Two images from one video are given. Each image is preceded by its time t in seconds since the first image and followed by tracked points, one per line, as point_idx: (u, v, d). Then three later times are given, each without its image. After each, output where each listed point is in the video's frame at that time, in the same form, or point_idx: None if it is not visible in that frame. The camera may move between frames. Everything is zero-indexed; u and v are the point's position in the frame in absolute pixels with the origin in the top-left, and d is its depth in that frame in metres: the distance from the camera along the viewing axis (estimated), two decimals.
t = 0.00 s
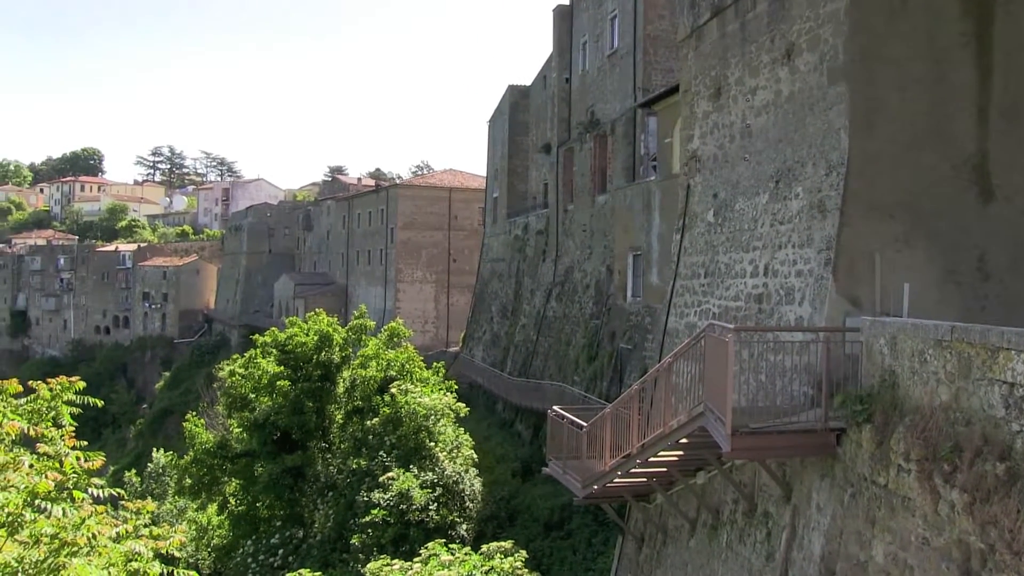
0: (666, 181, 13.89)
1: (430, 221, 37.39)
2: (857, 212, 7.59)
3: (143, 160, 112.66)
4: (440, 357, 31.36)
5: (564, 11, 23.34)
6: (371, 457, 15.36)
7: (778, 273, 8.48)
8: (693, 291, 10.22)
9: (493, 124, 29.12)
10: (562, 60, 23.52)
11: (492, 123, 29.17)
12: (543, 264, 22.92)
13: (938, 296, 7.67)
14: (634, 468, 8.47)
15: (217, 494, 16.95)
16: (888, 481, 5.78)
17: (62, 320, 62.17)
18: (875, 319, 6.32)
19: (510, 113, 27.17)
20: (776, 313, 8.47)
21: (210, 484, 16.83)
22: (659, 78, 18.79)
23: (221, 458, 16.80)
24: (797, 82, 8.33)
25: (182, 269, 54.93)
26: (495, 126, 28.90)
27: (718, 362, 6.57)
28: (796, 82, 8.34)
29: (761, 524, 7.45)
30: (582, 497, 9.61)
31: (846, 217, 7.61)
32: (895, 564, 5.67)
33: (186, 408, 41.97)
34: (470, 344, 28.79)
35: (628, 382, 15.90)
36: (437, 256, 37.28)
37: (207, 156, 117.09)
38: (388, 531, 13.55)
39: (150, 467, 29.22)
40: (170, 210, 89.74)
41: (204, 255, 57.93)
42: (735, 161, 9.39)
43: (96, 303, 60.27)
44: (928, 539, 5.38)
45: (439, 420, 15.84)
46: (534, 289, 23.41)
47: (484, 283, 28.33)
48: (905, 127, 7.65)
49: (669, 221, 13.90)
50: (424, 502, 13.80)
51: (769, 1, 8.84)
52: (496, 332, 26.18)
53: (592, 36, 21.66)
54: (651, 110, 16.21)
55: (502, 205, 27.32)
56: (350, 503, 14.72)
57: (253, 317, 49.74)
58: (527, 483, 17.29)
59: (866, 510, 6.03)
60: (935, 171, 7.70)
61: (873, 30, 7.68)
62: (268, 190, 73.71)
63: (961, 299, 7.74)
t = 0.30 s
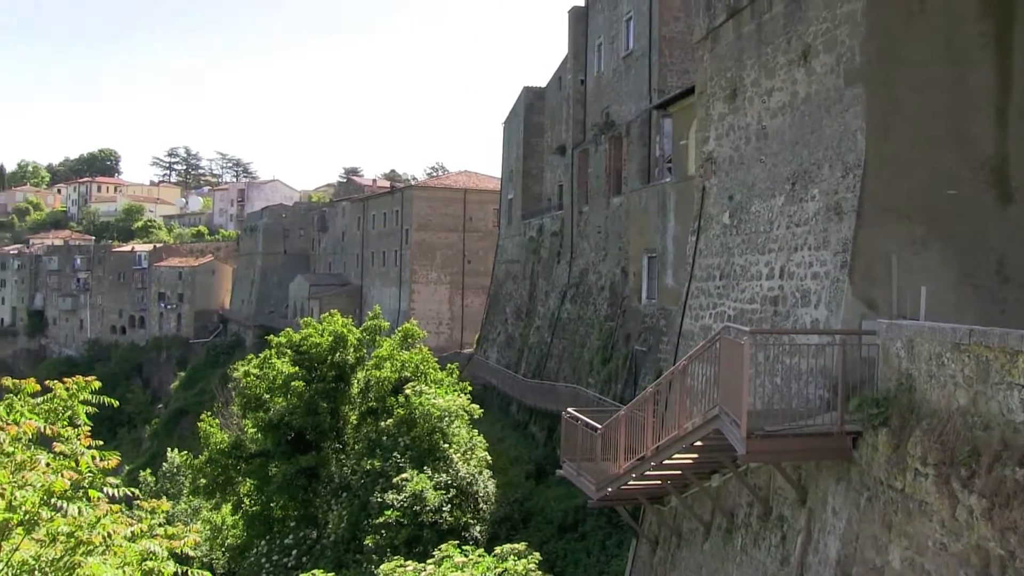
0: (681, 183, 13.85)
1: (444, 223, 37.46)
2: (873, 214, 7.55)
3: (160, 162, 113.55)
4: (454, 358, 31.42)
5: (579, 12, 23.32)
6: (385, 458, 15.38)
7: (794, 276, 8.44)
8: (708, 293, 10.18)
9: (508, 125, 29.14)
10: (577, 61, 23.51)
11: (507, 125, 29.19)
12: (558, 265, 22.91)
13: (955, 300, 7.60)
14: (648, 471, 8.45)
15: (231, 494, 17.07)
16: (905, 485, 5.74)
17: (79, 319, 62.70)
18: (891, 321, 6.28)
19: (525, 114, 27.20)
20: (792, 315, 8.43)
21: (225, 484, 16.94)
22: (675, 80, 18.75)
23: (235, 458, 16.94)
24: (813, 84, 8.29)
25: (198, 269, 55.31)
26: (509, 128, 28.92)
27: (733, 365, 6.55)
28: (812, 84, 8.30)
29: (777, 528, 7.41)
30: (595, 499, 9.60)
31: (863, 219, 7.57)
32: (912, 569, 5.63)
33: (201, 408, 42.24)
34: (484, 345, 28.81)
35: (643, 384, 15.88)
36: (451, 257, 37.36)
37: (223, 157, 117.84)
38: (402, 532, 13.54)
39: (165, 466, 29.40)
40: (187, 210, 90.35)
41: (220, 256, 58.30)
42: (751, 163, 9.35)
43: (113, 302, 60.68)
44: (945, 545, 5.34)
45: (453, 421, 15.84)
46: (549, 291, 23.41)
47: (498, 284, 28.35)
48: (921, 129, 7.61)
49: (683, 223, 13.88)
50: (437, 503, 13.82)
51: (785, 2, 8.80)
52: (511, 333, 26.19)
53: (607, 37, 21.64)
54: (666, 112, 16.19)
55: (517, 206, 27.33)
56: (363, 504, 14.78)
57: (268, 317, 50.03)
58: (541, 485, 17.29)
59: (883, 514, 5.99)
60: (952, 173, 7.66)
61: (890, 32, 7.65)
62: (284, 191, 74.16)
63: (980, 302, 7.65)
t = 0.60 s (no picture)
0: (693, 185, 13.82)
1: (457, 225, 37.50)
2: (886, 216, 7.53)
3: (174, 166, 114.32)
4: (467, 361, 31.45)
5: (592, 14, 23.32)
6: (398, 461, 15.43)
7: (808, 278, 8.41)
8: (722, 296, 10.15)
9: (520, 128, 29.15)
10: (589, 64, 23.51)
11: (519, 127, 29.20)
12: (571, 268, 22.89)
13: (971, 303, 7.56)
14: (661, 474, 8.44)
15: (245, 496, 17.19)
16: (920, 488, 5.71)
17: (94, 323, 63.14)
18: (906, 323, 6.25)
19: (537, 117, 27.23)
20: (805, 318, 8.40)
21: (239, 487, 17.07)
22: (687, 82, 18.73)
23: (250, 461, 17.09)
24: (827, 85, 8.26)
25: (212, 273, 55.64)
26: (522, 131, 28.93)
27: (747, 367, 6.53)
28: (826, 85, 8.27)
29: (791, 531, 7.37)
30: (609, 502, 9.58)
31: (876, 221, 7.54)
32: (928, 573, 5.60)
33: (215, 411, 42.45)
34: (497, 348, 28.82)
35: (656, 386, 15.86)
36: (464, 260, 37.41)
37: (236, 161, 118.54)
38: (416, 535, 13.57)
39: (178, 469, 29.55)
40: (200, 214, 90.88)
41: (234, 259, 58.60)
42: (764, 165, 9.32)
43: (127, 306, 61.06)
44: (962, 548, 5.31)
45: (465, 424, 15.80)
46: (561, 294, 23.39)
47: (511, 287, 28.36)
48: (935, 130, 7.57)
49: (696, 225, 13.85)
50: (450, 506, 13.83)
51: (798, 4, 8.77)
52: (523, 336, 26.20)
53: (620, 40, 21.63)
54: (679, 114, 16.17)
55: (530, 209, 27.33)
56: (376, 507, 14.85)
57: (282, 320, 50.24)
58: (554, 488, 17.28)
59: (898, 517, 5.96)
60: (967, 175, 7.61)
61: (903, 33, 7.62)
62: (297, 194, 74.53)
63: (996, 305, 7.60)
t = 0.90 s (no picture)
0: (705, 185, 13.78)
1: (469, 227, 37.54)
2: (900, 217, 7.51)
3: (186, 167, 114.98)
4: (478, 362, 31.48)
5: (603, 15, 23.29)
6: (410, 463, 15.47)
7: (820, 279, 8.39)
8: (734, 296, 10.13)
9: (531, 129, 29.16)
10: (601, 64, 23.49)
11: (531, 128, 29.21)
12: (583, 269, 22.88)
13: (985, 303, 7.55)
14: (673, 475, 8.42)
15: (258, 497, 17.30)
16: (934, 489, 5.69)
17: (108, 324, 63.54)
18: (920, 323, 6.22)
19: (549, 118, 27.25)
20: (818, 318, 8.37)
21: (252, 488, 17.19)
22: (699, 82, 18.71)
23: (262, 462, 17.23)
24: (839, 85, 8.24)
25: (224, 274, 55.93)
26: (533, 132, 28.94)
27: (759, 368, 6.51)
28: (838, 85, 8.25)
29: (803, 532, 7.35)
30: (621, 503, 9.57)
31: (889, 221, 7.51)
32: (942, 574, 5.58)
33: (228, 412, 42.66)
34: (509, 349, 28.82)
35: (668, 387, 15.85)
36: (476, 261, 37.46)
37: (249, 163, 119.07)
38: (427, 536, 13.56)
39: (190, 470, 29.69)
40: (213, 216, 91.33)
41: (246, 260, 58.87)
42: (777, 165, 9.29)
43: (140, 307, 61.39)
44: (977, 550, 5.29)
45: (477, 425, 15.79)
46: (573, 295, 23.37)
47: (523, 288, 28.36)
48: (950, 130, 7.56)
49: (708, 226, 13.82)
50: (462, 507, 13.83)
51: (811, 3, 8.73)
52: (535, 337, 26.20)
53: (631, 40, 21.61)
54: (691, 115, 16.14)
55: (541, 210, 27.32)
56: (389, 508, 14.89)
57: (294, 321, 50.44)
58: (566, 489, 17.28)
59: (912, 519, 5.93)
60: (981, 175, 7.61)
61: (917, 32, 7.60)
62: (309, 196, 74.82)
63: (1010, 305, 7.60)
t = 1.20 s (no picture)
0: (714, 185, 13.76)
1: (477, 227, 37.56)
2: (910, 216, 7.49)
3: (195, 167, 115.44)
4: (486, 362, 31.51)
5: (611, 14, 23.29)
6: (419, 462, 15.48)
7: (829, 279, 8.37)
8: (742, 296, 10.12)
9: (540, 129, 29.16)
10: (610, 64, 23.49)
11: (539, 128, 29.21)
12: (591, 269, 22.87)
13: (994, 304, 7.55)
14: (682, 475, 8.42)
15: (266, 496, 17.35)
16: (943, 489, 5.69)
17: (117, 324, 63.83)
18: (928, 323, 6.21)
19: (557, 118, 27.27)
20: (827, 318, 8.36)
21: (260, 487, 17.23)
22: (708, 82, 18.69)
23: (271, 461, 17.28)
24: (848, 85, 8.22)
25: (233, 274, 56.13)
26: (542, 132, 28.95)
27: (768, 369, 6.51)
28: (847, 84, 8.23)
29: (812, 532, 7.34)
30: (629, 503, 9.57)
31: (899, 220, 7.49)
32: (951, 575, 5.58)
33: (236, 412, 42.80)
34: (517, 349, 28.84)
35: (677, 388, 15.85)
36: (484, 261, 37.51)
37: (257, 162, 119.52)
38: (436, 536, 13.60)
39: (199, 469, 29.80)
40: (222, 216, 91.65)
41: (255, 260, 59.07)
42: (785, 165, 9.27)
43: (150, 307, 61.63)
44: (987, 551, 5.28)
45: (486, 425, 15.83)
46: (582, 295, 23.37)
47: (531, 288, 28.36)
48: (961, 129, 7.56)
49: (717, 226, 13.79)
50: (470, 507, 13.85)
51: (820, 2, 8.71)
52: (544, 337, 26.20)
53: (639, 40, 21.60)
54: (699, 115, 16.13)
55: (550, 210, 27.32)
56: (397, 508, 14.90)
57: (303, 321, 50.59)
58: (574, 488, 17.30)
59: (920, 519, 5.93)
60: (991, 175, 7.62)
61: (927, 31, 7.58)
62: (317, 196, 75.03)
63: (1019, 305, 7.61)
